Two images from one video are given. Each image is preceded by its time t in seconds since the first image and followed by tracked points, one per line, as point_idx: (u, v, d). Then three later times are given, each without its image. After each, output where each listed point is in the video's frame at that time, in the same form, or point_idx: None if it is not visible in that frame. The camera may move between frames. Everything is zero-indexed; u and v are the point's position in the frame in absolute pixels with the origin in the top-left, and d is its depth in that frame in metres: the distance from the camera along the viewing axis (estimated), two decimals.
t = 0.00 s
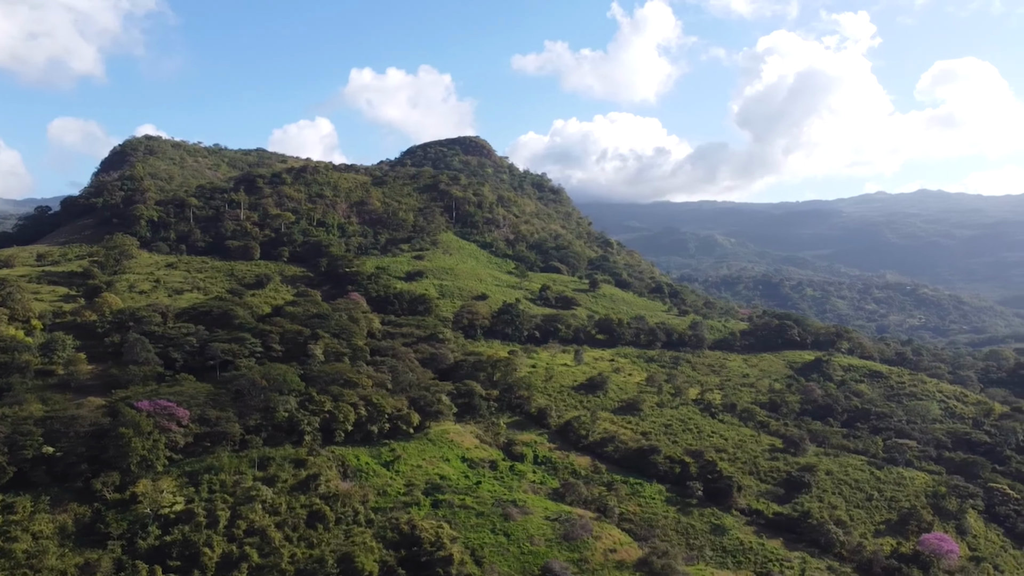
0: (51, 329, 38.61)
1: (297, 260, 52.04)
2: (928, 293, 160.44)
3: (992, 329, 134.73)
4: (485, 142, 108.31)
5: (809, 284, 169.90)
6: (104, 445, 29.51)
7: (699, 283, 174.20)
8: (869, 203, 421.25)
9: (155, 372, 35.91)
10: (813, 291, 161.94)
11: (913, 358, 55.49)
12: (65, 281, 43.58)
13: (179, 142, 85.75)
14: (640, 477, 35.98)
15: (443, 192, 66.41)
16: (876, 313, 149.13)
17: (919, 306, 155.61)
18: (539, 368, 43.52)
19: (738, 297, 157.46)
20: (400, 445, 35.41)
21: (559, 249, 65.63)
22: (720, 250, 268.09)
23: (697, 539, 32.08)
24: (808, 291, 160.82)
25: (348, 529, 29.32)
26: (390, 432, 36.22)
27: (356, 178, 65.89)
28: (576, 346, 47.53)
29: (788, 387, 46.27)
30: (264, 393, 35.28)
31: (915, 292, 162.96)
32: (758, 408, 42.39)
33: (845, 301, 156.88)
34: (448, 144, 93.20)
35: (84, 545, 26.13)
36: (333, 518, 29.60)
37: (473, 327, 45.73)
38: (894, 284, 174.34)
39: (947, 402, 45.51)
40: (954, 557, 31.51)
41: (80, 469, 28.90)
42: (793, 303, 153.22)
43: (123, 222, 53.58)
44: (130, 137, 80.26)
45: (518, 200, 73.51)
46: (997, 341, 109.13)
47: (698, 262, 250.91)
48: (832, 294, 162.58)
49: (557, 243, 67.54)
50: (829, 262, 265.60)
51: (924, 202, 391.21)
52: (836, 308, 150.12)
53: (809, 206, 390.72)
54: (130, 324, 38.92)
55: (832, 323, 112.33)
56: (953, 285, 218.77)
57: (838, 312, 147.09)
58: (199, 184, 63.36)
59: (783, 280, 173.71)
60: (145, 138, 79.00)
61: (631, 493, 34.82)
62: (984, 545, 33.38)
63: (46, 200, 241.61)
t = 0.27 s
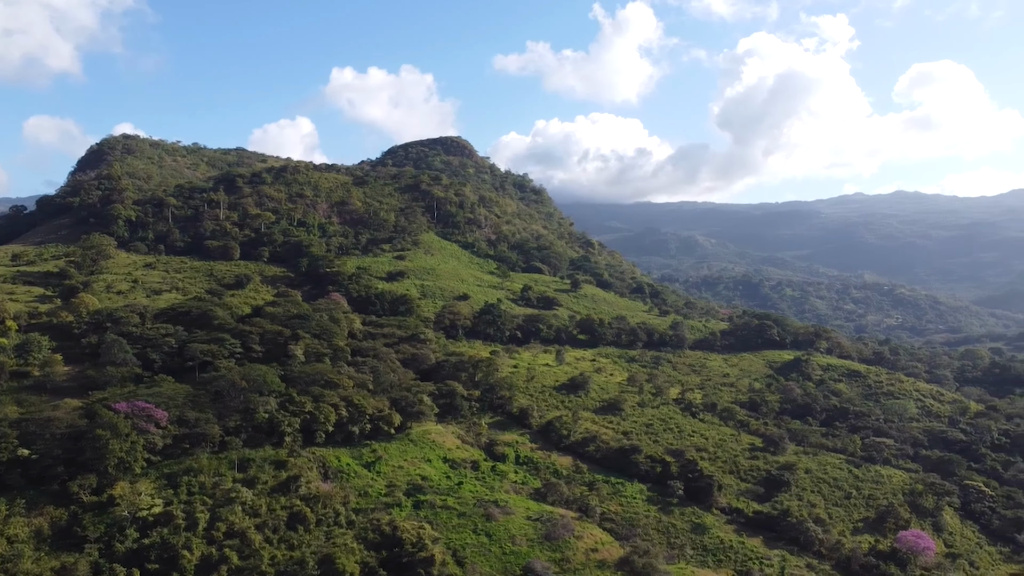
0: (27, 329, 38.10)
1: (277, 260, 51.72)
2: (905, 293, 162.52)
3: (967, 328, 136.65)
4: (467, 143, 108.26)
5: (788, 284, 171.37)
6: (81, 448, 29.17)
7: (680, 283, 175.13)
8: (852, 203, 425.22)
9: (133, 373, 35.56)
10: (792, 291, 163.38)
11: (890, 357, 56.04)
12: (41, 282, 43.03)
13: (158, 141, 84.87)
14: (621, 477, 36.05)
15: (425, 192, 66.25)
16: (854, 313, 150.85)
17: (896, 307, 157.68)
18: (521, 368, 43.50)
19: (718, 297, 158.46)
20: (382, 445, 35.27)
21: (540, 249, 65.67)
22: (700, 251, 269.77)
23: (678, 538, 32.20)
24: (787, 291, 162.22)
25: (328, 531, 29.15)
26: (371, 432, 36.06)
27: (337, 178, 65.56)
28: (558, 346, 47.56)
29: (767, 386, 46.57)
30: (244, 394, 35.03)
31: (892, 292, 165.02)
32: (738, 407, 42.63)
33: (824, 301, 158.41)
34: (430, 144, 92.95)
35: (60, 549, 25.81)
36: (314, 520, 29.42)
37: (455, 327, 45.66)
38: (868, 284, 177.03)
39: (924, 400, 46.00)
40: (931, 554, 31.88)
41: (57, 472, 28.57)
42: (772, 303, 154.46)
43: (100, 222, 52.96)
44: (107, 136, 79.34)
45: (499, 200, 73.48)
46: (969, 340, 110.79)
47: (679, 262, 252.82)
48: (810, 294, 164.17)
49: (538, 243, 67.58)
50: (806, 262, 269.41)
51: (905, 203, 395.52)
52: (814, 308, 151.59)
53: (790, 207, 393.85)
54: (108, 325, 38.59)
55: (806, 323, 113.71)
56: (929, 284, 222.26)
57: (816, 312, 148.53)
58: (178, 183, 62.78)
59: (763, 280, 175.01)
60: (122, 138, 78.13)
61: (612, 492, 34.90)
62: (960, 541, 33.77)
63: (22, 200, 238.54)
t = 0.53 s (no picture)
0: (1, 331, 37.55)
1: (257, 261, 51.36)
2: (883, 293, 164.48)
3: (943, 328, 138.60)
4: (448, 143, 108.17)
5: (768, 284, 172.66)
6: (57, 450, 28.79)
7: (660, 283, 175.84)
8: (835, 204, 428.89)
9: (111, 375, 35.14)
10: (772, 291, 164.62)
11: (868, 356, 56.58)
12: (16, 282, 42.43)
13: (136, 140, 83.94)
14: (602, 477, 36.12)
15: (406, 192, 66.07)
16: (832, 313, 152.31)
17: (874, 307, 159.52)
18: (502, 369, 43.47)
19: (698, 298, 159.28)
20: (363, 447, 35.09)
21: (522, 249, 65.66)
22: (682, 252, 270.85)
23: (659, 537, 32.31)
24: (767, 291, 163.45)
25: (309, 532, 28.95)
26: (353, 433, 35.87)
27: (318, 178, 65.20)
28: (540, 346, 47.58)
29: (747, 386, 46.84)
30: (223, 395, 34.75)
31: (870, 293, 166.91)
32: (718, 407, 42.87)
33: (803, 301, 159.80)
34: (411, 143, 92.65)
35: (35, 553, 25.44)
36: (295, 522, 29.19)
37: (436, 327, 45.55)
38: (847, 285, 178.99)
39: (901, 399, 46.48)
40: (908, 551, 32.24)
41: (32, 475, 28.19)
42: (752, 303, 155.60)
43: (76, 221, 52.36)
44: (84, 135, 78.41)
45: (481, 200, 73.41)
46: (943, 340, 112.41)
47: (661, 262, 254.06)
48: (790, 294, 165.49)
49: (520, 243, 67.60)
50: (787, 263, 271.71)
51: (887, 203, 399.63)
52: (793, 308, 152.87)
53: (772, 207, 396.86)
54: (84, 326, 38.18)
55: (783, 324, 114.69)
56: (907, 285, 225.26)
57: (796, 312, 149.79)
58: (157, 183, 62.17)
59: (743, 281, 176.07)
60: (99, 137, 77.23)
61: (594, 492, 34.97)
62: (936, 538, 34.16)
63: None
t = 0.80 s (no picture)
0: None
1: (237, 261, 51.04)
2: (861, 293, 166.23)
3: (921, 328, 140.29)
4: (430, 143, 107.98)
5: (748, 284, 173.76)
6: (33, 453, 28.45)
7: (641, 284, 176.38)
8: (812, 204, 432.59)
9: (88, 376, 34.75)
10: (752, 291, 165.63)
11: (847, 356, 57.07)
12: None
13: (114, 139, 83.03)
14: (584, 477, 36.17)
15: (388, 192, 65.86)
16: (812, 313, 153.59)
17: (853, 306, 161.03)
18: (484, 369, 43.41)
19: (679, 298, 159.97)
20: (344, 448, 34.91)
21: (504, 249, 65.60)
22: (666, 251, 271.74)
23: (641, 537, 32.40)
24: (748, 291, 164.46)
25: (290, 534, 28.74)
26: (334, 434, 35.67)
27: (299, 178, 64.82)
28: (522, 346, 47.57)
29: (728, 385, 47.07)
30: (203, 397, 34.47)
31: (849, 293, 168.48)
32: (699, 407, 43.08)
33: (783, 301, 160.97)
34: (393, 143, 92.25)
35: (11, 557, 25.10)
36: (275, 523, 28.95)
37: (418, 328, 45.43)
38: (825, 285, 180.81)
39: (879, 398, 46.94)
40: (886, 548, 32.58)
41: (7, 477, 27.84)
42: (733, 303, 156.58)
43: (53, 221, 51.76)
44: (61, 134, 77.48)
45: (463, 200, 73.29)
46: (918, 339, 113.95)
47: (643, 262, 255.10)
48: (770, 293, 166.57)
49: (501, 243, 67.56)
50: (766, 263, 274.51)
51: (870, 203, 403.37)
52: (773, 308, 153.96)
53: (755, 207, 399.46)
54: (62, 327, 37.77)
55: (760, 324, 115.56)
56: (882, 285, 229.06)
57: (775, 312, 150.88)
58: (135, 182, 61.55)
59: (724, 281, 176.95)
60: (76, 135, 76.35)
61: (576, 492, 35.01)
62: (914, 535, 34.52)
63: None
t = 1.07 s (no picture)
0: None
1: (218, 261, 50.71)
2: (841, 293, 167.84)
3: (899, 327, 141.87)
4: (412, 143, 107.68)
5: (730, 284, 174.66)
6: (10, 455, 28.10)
7: (624, 284, 176.75)
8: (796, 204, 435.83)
9: (66, 377, 34.35)
10: (734, 291, 166.49)
11: (827, 355, 57.49)
12: None
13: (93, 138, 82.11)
14: (567, 476, 36.21)
15: (370, 192, 65.64)
16: (793, 313, 154.79)
17: (834, 306, 162.48)
18: (467, 369, 43.33)
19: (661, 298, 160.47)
20: (326, 449, 34.73)
21: (487, 249, 65.53)
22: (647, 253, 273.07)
23: (623, 536, 32.47)
24: (729, 291, 165.39)
25: (271, 536, 28.54)
26: (316, 435, 35.48)
27: (280, 177, 64.45)
28: (505, 347, 47.53)
29: (709, 385, 47.27)
30: (183, 398, 34.18)
31: (829, 293, 169.95)
32: (681, 406, 43.25)
33: (764, 301, 162.04)
34: (375, 143, 91.82)
35: None
36: (257, 525, 28.72)
37: (401, 328, 45.29)
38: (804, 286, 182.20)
39: (859, 397, 47.32)
40: (866, 546, 32.87)
41: None
42: (715, 304, 157.47)
43: (30, 220, 51.16)
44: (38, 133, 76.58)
45: (445, 200, 73.13)
46: (894, 339, 115.26)
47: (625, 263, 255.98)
48: (751, 293, 167.47)
49: (485, 243, 67.47)
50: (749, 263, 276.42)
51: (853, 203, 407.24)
52: (754, 308, 154.88)
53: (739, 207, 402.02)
54: (39, 328, 37.32)
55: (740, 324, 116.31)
56: (861, 285, 231.98)
57: (757, 312, 151.88)
58: (114, 181, 60.94)
59: (707, 281, 177.67)
60: (54, 134, 75.49)
61: (559, 491, 35.05)
62: (893, 533, 34.83)
63: None
